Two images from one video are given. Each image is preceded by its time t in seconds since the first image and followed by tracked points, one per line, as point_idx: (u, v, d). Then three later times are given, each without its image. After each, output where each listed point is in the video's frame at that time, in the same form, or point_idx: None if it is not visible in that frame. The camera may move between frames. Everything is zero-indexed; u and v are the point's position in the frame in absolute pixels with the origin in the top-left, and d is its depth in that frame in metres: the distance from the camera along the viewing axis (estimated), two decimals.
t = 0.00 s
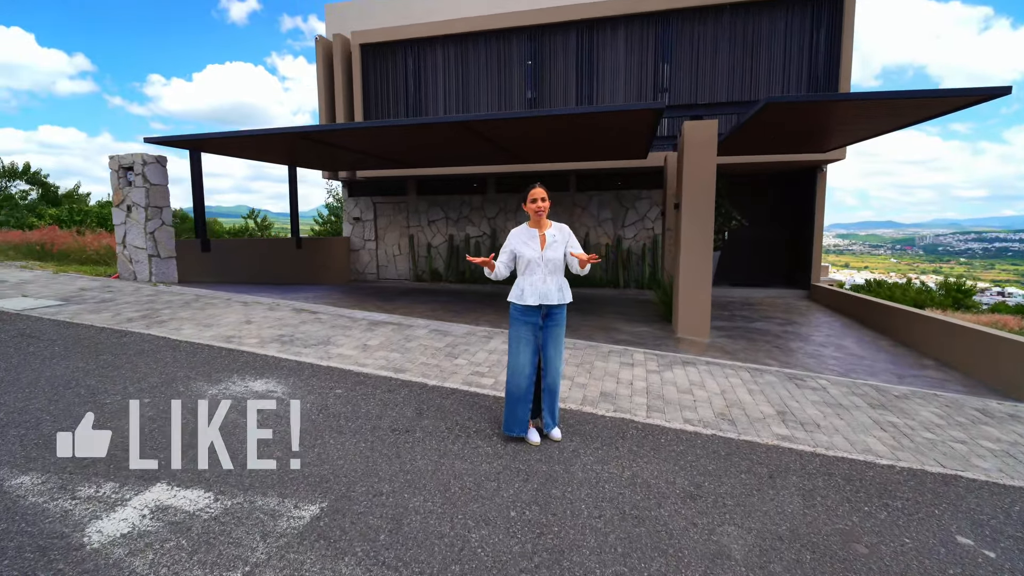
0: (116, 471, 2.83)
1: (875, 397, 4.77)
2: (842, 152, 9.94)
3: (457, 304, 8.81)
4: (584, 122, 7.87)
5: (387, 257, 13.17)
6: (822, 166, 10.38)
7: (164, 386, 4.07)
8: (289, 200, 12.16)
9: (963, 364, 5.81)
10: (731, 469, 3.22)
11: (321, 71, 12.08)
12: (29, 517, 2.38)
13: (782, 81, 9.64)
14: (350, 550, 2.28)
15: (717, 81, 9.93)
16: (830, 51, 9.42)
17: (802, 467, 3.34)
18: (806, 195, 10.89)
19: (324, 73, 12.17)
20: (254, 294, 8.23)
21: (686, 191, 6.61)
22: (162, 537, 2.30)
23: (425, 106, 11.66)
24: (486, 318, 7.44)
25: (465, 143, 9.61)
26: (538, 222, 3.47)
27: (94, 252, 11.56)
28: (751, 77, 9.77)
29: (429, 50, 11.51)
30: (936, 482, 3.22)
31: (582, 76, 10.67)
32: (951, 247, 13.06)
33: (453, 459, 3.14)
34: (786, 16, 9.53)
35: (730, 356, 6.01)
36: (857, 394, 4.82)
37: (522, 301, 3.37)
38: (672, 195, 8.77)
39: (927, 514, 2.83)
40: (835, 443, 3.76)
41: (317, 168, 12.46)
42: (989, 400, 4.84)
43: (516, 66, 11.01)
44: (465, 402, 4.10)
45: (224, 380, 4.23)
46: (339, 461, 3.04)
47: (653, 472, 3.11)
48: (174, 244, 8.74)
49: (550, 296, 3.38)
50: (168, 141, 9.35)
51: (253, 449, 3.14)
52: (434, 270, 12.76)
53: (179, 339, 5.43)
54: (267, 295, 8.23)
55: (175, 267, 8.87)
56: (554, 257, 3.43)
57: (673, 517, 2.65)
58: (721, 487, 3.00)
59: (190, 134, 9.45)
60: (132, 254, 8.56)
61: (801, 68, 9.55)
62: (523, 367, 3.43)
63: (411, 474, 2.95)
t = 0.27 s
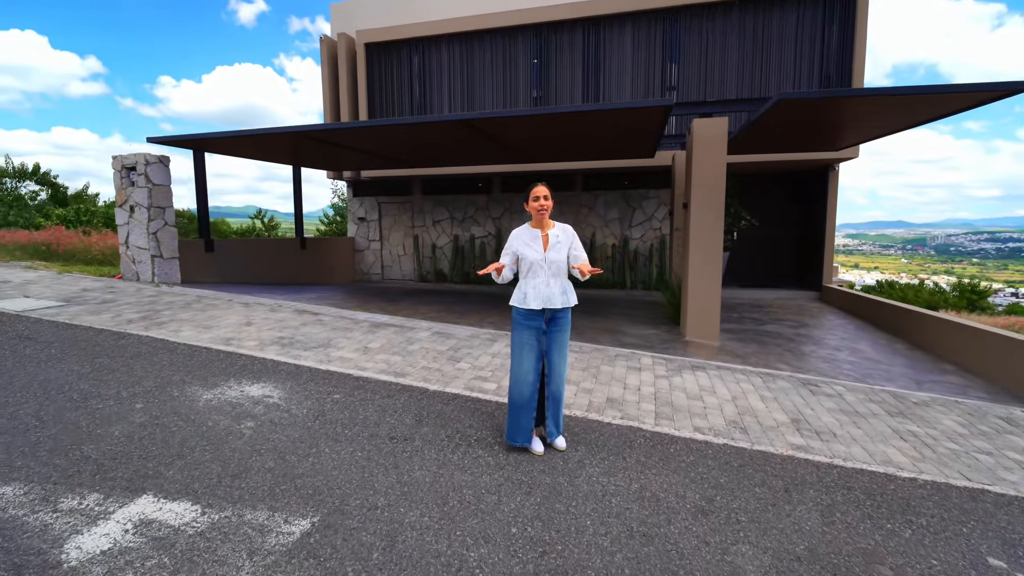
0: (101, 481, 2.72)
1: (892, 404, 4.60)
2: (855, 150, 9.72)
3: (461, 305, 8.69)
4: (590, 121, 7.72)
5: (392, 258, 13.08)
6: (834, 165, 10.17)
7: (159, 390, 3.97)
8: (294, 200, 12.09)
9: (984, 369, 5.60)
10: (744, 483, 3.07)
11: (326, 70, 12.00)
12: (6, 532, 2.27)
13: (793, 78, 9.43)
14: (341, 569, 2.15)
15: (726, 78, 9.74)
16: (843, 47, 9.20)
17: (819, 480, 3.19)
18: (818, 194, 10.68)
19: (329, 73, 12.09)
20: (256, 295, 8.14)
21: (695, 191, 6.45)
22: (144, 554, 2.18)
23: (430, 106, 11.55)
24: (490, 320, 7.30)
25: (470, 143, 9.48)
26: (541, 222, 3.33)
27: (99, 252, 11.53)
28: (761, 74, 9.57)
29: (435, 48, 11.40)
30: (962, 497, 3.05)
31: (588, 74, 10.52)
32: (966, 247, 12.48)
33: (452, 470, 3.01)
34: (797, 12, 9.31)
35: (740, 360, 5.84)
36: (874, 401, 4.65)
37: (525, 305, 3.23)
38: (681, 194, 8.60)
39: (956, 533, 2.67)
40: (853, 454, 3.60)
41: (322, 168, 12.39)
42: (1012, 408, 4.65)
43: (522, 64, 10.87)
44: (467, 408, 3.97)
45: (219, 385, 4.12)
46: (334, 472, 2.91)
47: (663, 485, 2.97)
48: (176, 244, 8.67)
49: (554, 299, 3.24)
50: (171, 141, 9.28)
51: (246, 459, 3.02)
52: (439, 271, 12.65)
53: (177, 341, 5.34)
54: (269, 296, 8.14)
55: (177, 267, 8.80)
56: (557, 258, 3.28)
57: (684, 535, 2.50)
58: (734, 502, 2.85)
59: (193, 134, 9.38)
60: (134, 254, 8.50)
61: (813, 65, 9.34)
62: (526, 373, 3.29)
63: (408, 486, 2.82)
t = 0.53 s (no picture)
0: (89, 488, 2.63)
1: (908, 410, 4.45)
2: (867, 149, 9.53)
3: (466, 306, 8.58)
4: (597, 119, 7.59)
5: (397, 257, 13.01)
6: (845, 163, 9.98)
7: (154, 393, 3.88)
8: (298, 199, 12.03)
9: (1002, 373, 5.42)
10: (756, 494, 2.94)
11: (331, 69, 11.94)
12: None
13: (804, 74, 9.24)
14: None
15: (735, 75, 9.58)
16: (856, 43, 9.01)
17: (835, 491, 3.05)
18: (829, 193, 10.49)
19: (334, 71, 12.03)
20: (258, 295, 8.07)
21: (704, 190, 6.30)
22: (126, 568, 2.09)
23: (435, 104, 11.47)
24: (494, 321, 7.19)
25: (474, 141, 9.38)
26: (545, 221, 3.21)
27: (104, 251, 11.50)
28: (772, 71, 9.40)
29: (440, 46, 11.30)
30: (987, 510, 2.91)
31: (595, 72, 10.39)
32: (979, 250, 12.00)
33: (451, 479, 2.90)
34: (808, 7, 9.13)
35: (750, 362, 5.70)
36: (890, 407, 4.50)
37: (528, 307, 3.11)
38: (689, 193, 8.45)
39: (982, 551, 2.53)
40: (870, 463, 3.45)
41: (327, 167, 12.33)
42: None
43: (528, 62, 10.76)
44: (468, 413, 3.86)
45: (216, 388, 4.03)
46: (329, 481, 2.81)
47: (671, 496, 2.84)
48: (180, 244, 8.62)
49: (558, 300, 3.12)
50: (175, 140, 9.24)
51: (239, 465, 2.93)
52: (444, 271, 12.56)
53: (177, 342, 5.26)
54: (272, 296, 8.06)
55: (180, 267, 8.75)
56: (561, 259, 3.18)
57: (693, 550, 2.38)
58: (746, 514, 2.72)
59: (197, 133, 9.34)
60: (137, 253, 8.46)
61: (824, 62, 9.17)
62: (528, 378, 3.17)
63: (405, 495, 2.72)
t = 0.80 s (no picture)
0: (69, 501, 2.53)
1: (924, 417, 4.29)
2: (877, 148, 9.34)
3: (468, 308, 8.47)
4: (602, 118, 7.46)
5: (400, 258, 12.92)
6: (855, 163, 9.81)
7: (146, 399, 3.79)
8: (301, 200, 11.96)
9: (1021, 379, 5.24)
10: (767, 508, 2.80)
11: (334, 69, 11.86)
12: None
13: (813, 72, 9.07)
14: None
15: (743, 74, 9.42)
16: (866, 40, 8.83)
17: (850, 505, 2.91)
18: (839, 193, 10.34)
19: (338, 72, 11.96)
20: (259, 297, 7.98)
21: (712, 190, 6.16)
22: None
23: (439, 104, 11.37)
24: (497, 324, 7.07)
25: (478, 142, 9.27)
26: (546, 224, 3.08)
27: (106, 253, 11.46)
28: (780, 69, 9.23)
29: (443, 46, 11.21)
30: (1012, 527, 2.76)
31: (600, 71, 10.26)
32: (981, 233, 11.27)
33: (448, 491, 2.78)
34: (818, 4, 8.95)
35: (759, 367, 5.55)
36: (905, 414, 4.34)
37: (527, 311, 2.99)
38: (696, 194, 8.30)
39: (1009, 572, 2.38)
40: (886, 475, 3.31)
41: (330, 168, 12.25)
42: None
43: (532, 61, 10.64)
44: (468, 420, 3.74)
45: (209, 394, 3.93)
46: (320, 493, 2.70)
47: (678, 511, 2.71)
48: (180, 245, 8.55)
49: (558, 304, 3.00)
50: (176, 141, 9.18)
51: (228, 476, 2.82)
52: (448, 272, 12.46)
53: (172, 346, 5.17)
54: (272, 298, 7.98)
55: (181, 268, 8.68)
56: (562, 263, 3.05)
57: (700, 570, 2.25)
58: (756, 530, 2.59)
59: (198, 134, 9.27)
60: (138, 255, 8.40)
61: (833, 60, 9.00)
62: (529, 386, 3.04)
63: (398, 509, 2.60)
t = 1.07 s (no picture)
0: (46, 513, 2.43)
1: (935, 424, 4.16)
2: (884, 147, 9.20)
3: (468, 309, 8.36)
4: (603, 117, 7.35)
5: (401, 259, 12.83)
6: (861, 163, 9.67)
7: (134, 404, 3.69)
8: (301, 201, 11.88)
9: None
10: (773, 522, 2.69)
11: (335, 69, 11.78)
12: None
13: (819, 70, 8.94)
14: None
15: (747, 72, 9.30)
16: (872, 37, 8.69)
17: (860, 518, 2.79)
18: (845, 193, 10.20)
19: (338, 72, 11.88)
20: (256, 298, 7.89)
21: (715, 190, 6.05)
22: None
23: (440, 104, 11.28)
24: (497, 326, 6.97)
25: (478, 142, 9.17)
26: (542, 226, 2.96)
27: (105, 253, 11.41)
28: (785, 67, 9.10)
29: (444, 45, 11.12)
30: None
31: (602, 70, 10.15)
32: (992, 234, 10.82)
33: (441, 503, 2.67)
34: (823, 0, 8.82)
35: (764, 371, 5.43)
36: (915, 421, 4.21)
37: (522, 316, 2.89)
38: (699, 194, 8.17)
39: None
40: (896, 485, 3.18)
41: (330, 168, 12.17)
42: None
43: (534, 60, 10.54)
44: (464, 427, 3.63)
45: (200, 399, 3.84)
46: (307, 505, 2.60)
47: (680, 525, 2.60)
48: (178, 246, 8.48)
49: (555, 310, 2.89)
50: (175, 141, 9.11)
51: (213, 486, 2.73)
52: (449, 273, 12.36)
53: (165, 349, 5.08)
54: (270, 300, 7.89)
55: (179, 269, 8.61)
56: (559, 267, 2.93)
57: None
58: (762, 546, 2.47)
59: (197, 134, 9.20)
60: (135, 255, 8.33)
61: (839, 58, 8.87)
62: (523, 393, 2.94)
63: (389, 522, 2.49)
